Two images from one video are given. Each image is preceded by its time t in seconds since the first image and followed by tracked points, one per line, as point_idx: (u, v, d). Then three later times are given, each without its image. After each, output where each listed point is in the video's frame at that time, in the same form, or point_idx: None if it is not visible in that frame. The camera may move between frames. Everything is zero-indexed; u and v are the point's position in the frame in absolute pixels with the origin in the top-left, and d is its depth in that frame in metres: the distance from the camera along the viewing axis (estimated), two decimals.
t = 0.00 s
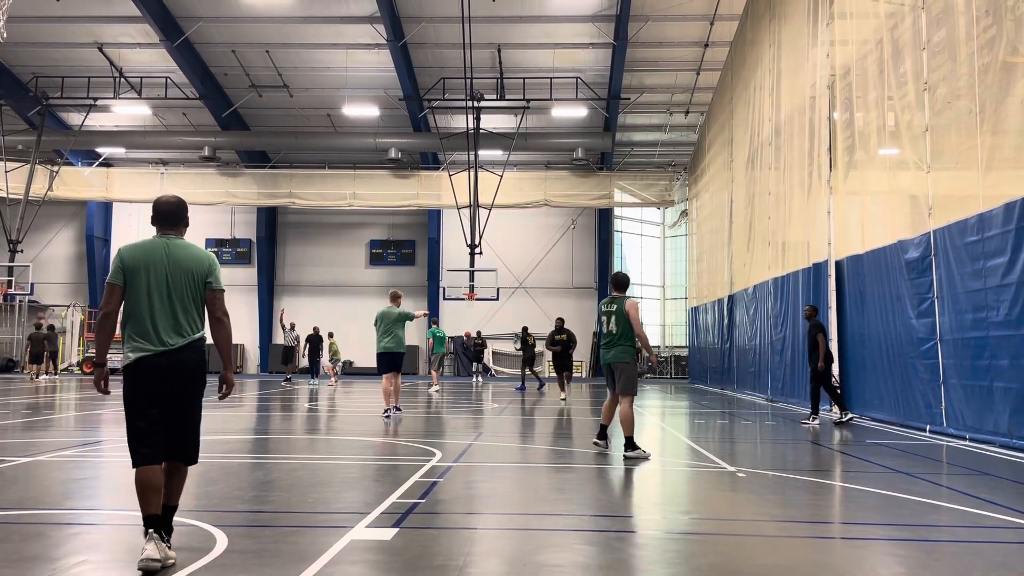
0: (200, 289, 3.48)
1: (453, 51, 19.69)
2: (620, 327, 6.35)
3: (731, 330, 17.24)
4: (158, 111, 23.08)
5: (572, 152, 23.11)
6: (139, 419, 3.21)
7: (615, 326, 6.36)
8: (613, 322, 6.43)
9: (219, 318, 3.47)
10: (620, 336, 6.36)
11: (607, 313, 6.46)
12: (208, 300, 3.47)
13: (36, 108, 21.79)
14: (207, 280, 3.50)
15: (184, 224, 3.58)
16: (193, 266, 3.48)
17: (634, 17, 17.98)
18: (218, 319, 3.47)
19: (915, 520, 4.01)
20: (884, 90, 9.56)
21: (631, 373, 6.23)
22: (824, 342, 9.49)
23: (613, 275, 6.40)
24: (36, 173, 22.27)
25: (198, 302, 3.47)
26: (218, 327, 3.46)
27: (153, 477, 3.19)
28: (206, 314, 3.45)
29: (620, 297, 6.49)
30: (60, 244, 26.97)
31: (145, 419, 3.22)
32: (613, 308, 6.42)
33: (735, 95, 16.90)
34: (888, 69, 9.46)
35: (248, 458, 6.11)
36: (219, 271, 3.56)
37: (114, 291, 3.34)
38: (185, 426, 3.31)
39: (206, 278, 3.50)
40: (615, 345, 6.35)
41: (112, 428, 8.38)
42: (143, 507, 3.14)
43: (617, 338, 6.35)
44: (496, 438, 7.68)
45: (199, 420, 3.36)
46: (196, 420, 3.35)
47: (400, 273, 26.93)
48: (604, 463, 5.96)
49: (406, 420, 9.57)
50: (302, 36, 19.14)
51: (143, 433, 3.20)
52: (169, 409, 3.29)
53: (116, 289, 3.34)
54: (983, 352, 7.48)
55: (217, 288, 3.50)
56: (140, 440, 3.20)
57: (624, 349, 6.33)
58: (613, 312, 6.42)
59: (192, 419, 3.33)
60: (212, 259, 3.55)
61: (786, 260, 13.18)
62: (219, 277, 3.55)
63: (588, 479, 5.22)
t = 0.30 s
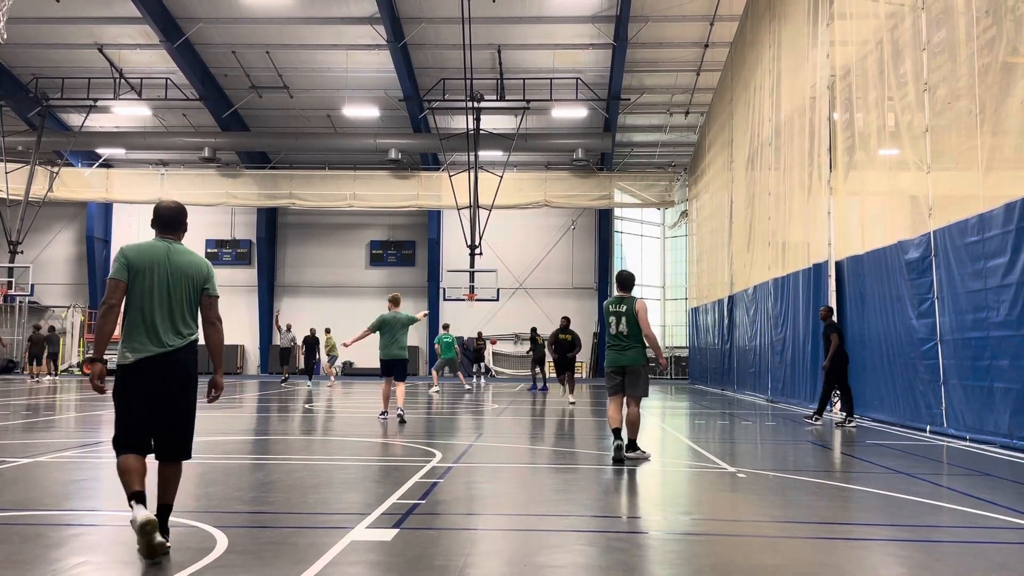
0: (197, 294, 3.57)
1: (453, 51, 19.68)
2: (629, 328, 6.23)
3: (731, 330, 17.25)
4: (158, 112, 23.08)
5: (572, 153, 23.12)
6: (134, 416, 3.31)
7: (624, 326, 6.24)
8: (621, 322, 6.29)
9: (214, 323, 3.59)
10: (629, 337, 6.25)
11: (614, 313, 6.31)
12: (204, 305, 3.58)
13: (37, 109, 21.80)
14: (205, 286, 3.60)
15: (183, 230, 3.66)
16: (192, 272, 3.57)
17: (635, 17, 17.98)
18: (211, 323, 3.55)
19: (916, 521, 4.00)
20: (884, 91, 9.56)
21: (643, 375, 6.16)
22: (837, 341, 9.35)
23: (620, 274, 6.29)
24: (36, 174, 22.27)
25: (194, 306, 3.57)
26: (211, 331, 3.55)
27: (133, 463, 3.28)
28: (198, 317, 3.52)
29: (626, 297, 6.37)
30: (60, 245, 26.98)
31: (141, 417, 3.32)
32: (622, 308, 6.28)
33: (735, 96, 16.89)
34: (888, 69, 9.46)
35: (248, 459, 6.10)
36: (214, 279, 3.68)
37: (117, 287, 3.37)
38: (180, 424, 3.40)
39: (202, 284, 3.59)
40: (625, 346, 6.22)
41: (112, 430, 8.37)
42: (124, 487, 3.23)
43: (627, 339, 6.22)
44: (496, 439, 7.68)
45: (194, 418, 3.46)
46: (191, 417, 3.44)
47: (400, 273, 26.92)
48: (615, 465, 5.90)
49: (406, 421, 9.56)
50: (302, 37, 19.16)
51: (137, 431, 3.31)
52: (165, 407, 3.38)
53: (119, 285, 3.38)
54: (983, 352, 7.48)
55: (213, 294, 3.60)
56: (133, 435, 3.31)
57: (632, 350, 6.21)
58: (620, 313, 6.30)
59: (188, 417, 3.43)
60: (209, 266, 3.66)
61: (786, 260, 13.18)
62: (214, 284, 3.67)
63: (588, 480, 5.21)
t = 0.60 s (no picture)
0: (187, 297, 3.68)
1: (453, 52, 19.70)
2: (634, 324, 6.17)
3: (732, 331, 17.25)
4: (158, 113, 23.08)
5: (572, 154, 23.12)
6: (126, 414, 3.43)
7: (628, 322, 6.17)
8: (625, 319, 6.22)
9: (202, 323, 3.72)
10: (632, 334, 6.19)
11: (618, 308, 6.24)
12: (193, 307, 3.69)
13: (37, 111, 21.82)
14: (194, 289, 3.72)
15: (166, 233, 3.73)
16: (181, 276, 3.66)
17: (634, 18, 18.01)
18: (201, 324, 3.69)
19: (916, 521, 3.99)
20: (884, 91, 9.56)
21: (647, 374, 6.09)
22: (844, 343, 9.16)
23: (624, 271, 6.25)
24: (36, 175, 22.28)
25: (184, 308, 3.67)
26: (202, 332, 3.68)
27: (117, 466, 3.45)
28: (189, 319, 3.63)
29: (629, 294, 6.33)
30: (60, 246, 26.99)
31: (133, 417, 3.44)
32: (627, 304, 6.23)
33: (735, 96, 16.90)
34: (888, 70, 9.47)
35: (249, 459, 6.11)
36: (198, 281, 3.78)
37: (110, 294, 3.42)
38: (168, 426, 3.49)
39: (191, 286, 3.70)
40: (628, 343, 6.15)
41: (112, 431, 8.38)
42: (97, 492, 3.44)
43: (631, 336, 6.16)
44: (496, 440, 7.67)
45: (185, 421, 3.55)
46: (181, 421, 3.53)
47: (399, 274, 26.92)
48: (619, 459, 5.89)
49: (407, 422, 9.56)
50: (302, 38, 19.18)
51: (127, 430, 3.42)
52: (155, 409, 3.48)
53: (112, 292, 3.43)
54: (983, 353, 7.48)
55: (202, 296, 3.73)
56: (126, 433, 3.43)
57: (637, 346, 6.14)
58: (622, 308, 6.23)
59: (178, 420, 3.52)
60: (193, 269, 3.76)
61: (786, 260, 13.19)
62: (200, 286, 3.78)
63: (588, 480, 5.20)
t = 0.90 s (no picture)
0: (162, 296, 3.76)
1: (452, 53, 19.70)
2: (648, 324, 6.01)
3: (732, 332, 17.26)
4: (158, 114, 23.08)
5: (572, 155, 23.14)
6: (106, 415, 3.52)
7: (641, 322, 6.01)
8: (639, 319, 6.04)
9: (179, 323, 3.79)
10: (645, 335, 6.01)
11: (631, 308, 6.05)
12: (169, 307, 3.77)
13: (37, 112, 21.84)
14: (169, 288, 3.79)
15: (140, 235, 3.81)
16: (155, 276, 3.74)
17: (635, 19, 18.02)
18: (179, 324, 3.77)
19: (918, 522, 3.99)
20: (884, 92, 9.57)
21: (662, 375, 5.91)
22: (845, 343, 9.14)
23: (637, 270, 6.08)
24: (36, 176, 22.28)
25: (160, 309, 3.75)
26: (178, 331, 3.77)
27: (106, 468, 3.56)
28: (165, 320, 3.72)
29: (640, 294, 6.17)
30: (60, 248, 27.00)
31: (112, 417, 3.53)
32: (640, 304, 6.06)
33: (735, 97, 16.91)
34: (888, 70, 9.47)
35: (249, 461, 6.10)
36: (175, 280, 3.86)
37: (85, 301, 3.52)
38: (146, 427, 3.58)
39: (166, 286, 3.78)
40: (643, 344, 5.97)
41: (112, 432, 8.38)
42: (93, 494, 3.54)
43: (645, 337, 6.00)
44: (496, 441, 7.66)
45: (163, 420, 3.64)
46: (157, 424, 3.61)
47: (400, 275, 26.93)
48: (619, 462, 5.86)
49: (407, 423, 9.55)
50: (302, 39, 19.19)
51: (103, 431, 3.51)
52: (132, 411, 3.56)
53: (86, 299, 3.53)
54: (984, 354, 7.47)
55: (177, 295, 3.81)
56: (108, 434, 3.52)
57: (652, 346, 5.97)
58: (634, 309, 6.07)
59: (157, 420, 3.61)
60: (169, 268, 3.83)
61: (786, 261, 13.20)
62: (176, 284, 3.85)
63: (588, 482, 5.19)
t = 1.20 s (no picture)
0: (146, 297, 3.86)
1: (452, 55, 19.69)
2: (666, 324, 5.96)
3: (732, 333, 17.26)
4: (158, 115, 23.09)
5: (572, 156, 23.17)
6: (100, 412, 3.64)
7: (659, 321, 5.95)
8: (658, 318, 5.99)
9: (163, 323, 3.89)
10: (663, 334, 5.95)
11: (649, 307, 5.99)
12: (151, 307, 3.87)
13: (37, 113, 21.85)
14: (152, 289, 3.89)
15: (130, 239, 3.95)
16: (138, 278, 3.86)
17: (635, 20, 18.03)
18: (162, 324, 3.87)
19: (919, 523, 3.98)
20: (884, 93, 9.57)
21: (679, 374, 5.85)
22: (847, 343, 9.14)
23: (651, 270, 6.06)
24: (37, 177, 22.29)
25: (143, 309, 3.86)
26: (161, 331, 3.86)
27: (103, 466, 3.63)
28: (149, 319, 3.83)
29: (654, 293, 6.13)
30: (60, 249, 27.00)
31: (103, 414, 3.65)
32: (657, 303, 6.01)
33: (735, 98, 16.92)
34: (888, 71, 9.47)
35: (249, 462, 6.10)
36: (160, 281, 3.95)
37: (68, 302, 3.68)
38: (136, 422, 3.74)
39: (150, 288, 3.88)
40: (664, 343, 5.91)
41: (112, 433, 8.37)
42: (93, 492, 3.58)
43: (665, 336, 5.93)
44: (496, 443, 7.66)
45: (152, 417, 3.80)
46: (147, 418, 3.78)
47: (400, 276, 26.92)
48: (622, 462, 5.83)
49: (407, 424, 9.54)
50: (303, 40, 19.20)
51: (93, 426, 3.63)
52: (125, 408, 3.72)
53: (70, 299, 3.68)
54: (984, 354, 7.47)
55: (161, 296, 3.90)
56: (102, 430, 3.64)
57: (671, 346, 5.92)
58: (651, 309, 6.01)
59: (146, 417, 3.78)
60: (153, 270, 3.93)
61: (786, 262, 13.21)
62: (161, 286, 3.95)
63: (589, 483, 5.19)
